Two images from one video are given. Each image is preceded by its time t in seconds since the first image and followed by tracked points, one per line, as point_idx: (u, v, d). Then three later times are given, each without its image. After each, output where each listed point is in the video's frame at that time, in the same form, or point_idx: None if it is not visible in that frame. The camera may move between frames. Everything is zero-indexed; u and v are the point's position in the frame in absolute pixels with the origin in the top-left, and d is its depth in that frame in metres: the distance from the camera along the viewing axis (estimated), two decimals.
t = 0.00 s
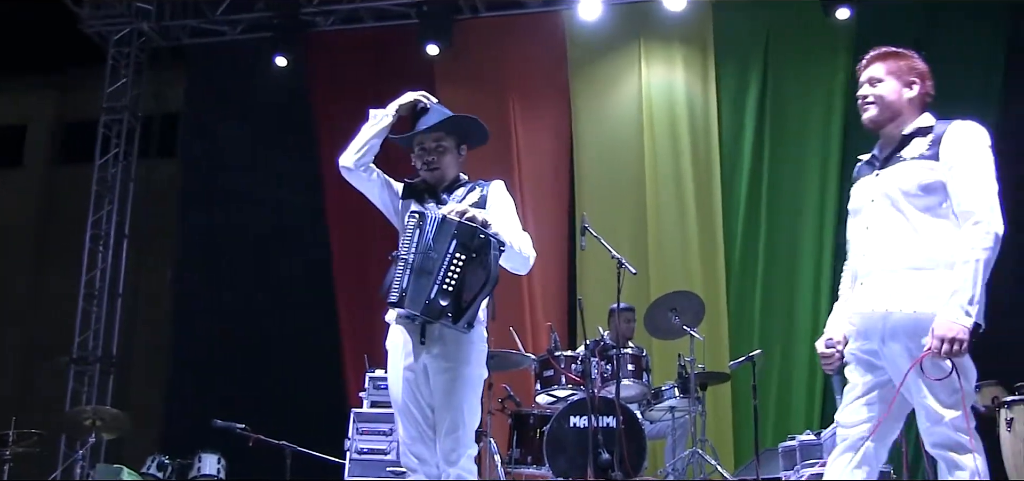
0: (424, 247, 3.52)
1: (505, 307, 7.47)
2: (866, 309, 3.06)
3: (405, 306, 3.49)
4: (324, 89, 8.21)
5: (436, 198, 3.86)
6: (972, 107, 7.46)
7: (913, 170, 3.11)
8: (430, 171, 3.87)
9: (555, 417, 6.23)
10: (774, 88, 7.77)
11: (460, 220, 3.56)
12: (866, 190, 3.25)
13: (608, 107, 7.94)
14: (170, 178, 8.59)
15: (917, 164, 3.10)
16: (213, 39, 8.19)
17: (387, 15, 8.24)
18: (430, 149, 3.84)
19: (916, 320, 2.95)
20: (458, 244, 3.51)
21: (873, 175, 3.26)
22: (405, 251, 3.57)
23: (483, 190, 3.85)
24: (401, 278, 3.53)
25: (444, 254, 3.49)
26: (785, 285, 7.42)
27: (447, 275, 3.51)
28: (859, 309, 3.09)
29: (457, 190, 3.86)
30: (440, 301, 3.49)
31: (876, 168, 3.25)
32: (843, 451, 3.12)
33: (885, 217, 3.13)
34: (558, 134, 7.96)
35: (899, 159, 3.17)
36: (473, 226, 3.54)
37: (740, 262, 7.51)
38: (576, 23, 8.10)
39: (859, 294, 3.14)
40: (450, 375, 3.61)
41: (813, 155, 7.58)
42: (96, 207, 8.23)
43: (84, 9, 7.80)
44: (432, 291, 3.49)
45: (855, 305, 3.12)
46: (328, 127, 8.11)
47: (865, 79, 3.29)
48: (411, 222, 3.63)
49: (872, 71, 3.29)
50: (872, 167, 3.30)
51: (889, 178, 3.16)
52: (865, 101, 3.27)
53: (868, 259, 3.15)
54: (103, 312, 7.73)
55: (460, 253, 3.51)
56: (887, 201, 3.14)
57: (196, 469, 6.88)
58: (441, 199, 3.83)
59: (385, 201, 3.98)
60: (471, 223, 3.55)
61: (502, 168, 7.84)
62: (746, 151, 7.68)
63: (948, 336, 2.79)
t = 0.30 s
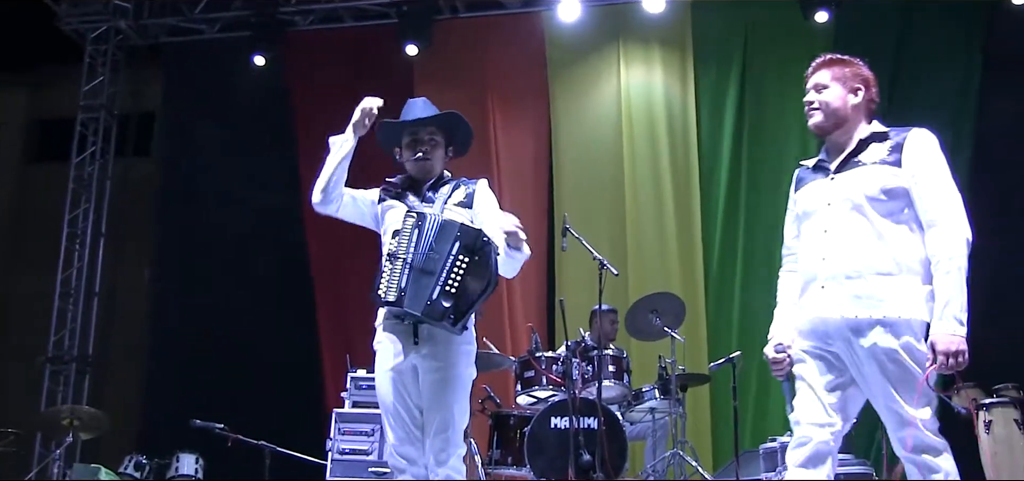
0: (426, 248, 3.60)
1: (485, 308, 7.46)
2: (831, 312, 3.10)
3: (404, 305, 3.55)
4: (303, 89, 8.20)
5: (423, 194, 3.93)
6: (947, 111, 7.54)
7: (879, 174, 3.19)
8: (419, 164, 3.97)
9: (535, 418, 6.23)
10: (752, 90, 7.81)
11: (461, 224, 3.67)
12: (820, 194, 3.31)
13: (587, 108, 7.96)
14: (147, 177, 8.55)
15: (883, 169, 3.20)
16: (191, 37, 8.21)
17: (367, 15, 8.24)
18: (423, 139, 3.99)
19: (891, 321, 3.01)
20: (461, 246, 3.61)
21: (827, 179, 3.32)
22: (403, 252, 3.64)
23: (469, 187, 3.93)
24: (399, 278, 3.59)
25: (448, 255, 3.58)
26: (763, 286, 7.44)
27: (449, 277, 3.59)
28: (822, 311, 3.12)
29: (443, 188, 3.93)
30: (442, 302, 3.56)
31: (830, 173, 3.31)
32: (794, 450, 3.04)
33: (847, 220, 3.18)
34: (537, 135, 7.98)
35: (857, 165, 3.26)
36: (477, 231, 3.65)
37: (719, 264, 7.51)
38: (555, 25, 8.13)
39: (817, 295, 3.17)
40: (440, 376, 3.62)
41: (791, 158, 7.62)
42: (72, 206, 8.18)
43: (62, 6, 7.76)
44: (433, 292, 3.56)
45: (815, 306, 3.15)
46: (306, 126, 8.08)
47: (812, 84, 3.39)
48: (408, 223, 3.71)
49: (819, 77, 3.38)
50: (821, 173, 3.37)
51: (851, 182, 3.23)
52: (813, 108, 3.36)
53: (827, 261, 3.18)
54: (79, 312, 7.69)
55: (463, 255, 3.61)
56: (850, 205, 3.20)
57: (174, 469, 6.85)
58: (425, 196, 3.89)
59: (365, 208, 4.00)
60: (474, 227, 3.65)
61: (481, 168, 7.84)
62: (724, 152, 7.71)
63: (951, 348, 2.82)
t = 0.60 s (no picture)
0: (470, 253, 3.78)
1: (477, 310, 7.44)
2: (810, 301, 3.21)
3: (452, 308, 3.68)
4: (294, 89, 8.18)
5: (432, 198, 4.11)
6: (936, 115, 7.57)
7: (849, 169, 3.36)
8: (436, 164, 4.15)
9: (531, 420, 6.23)
10: (744, 91, 7.81)
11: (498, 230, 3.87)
12: (787, 187, 3.43)
13: (579, 109, 7.97)
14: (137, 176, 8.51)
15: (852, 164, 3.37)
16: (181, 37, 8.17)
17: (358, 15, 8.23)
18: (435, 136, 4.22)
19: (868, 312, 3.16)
20: (505, 251, 3.82)
21: (794, 171, 3.44)
22: (443, 254, 3.78)
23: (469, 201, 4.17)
24: (444, 280, 3.72)
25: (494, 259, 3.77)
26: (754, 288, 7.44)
27: (493, 281, 3.77)
28: (800, 300, 3.23)
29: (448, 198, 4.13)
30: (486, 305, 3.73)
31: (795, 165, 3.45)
32: (780, 454, 3.19)
33: (823, 213, 3.31)
34: (528, 135, 7.99)
35: (823, 159, 3.42)
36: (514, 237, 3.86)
37: (713, 265, 7.49)
38: (548, 25, 8.13)
39: (794, 285, 3.27)
40: (461, 378, 3.83)
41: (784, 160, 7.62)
42: (62, 205, 8.14)
43: (52, 4, 7.72)
44: (480, 296, 3.72)
45: (792, 295, 3.25)
46: (298, 126, 8.08)
47: (781, 79, 3.51)
48: (445, 226, 3.85)
49: (787, 72, 3.52)
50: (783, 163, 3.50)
51: (823, 177, 3.37)
52: (786, 100, 3.47)
53: (803, 251, 3.29)
54: (68, 311, 7.65)
55: (505, 260, 3.81)
56: (823, 199, 3.33)
57: (166, 470, 6.81)
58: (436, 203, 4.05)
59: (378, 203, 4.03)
60: (514, 233, 3.86)
61: (473, 169, 7.83)
62: (716, 152, 7.70)
63: (929, 337, 3.02)
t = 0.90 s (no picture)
0: (508, 254, 3.87)
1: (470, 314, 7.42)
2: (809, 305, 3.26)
3: (499, 309, 3.78)
4: (282, 88, 8.15)
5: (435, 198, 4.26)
6: (927, 121, 7.57)
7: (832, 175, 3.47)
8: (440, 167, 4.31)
9: (522, 422, 6.20)
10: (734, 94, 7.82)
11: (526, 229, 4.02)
12: (773, 191, 3.48)
13: (569, 110, 7.97)
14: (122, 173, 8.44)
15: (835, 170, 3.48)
16: (170, 32, 8.14)
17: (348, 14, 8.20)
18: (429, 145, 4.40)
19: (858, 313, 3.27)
20: (536, 251, 3.97)
21: (780, 177, 3.50)
22: (483, 254, 3.83)
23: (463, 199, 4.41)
24: (488, 281, 3.78)
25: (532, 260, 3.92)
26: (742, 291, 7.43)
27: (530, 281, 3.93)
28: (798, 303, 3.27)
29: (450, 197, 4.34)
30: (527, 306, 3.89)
31: (779, 169, 3.51)
32: (777, 460, 3.27)
33: (817, 218, 3.37)
34: (519, 136, 7.98)
35: (805, 165, 3.51)
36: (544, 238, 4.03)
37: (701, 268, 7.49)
38: (540, 26, 8.14)
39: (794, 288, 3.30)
40: (471, 378, 3.88)
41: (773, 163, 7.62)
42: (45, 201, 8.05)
43: None
44: (523, 298, 3.87)
45: (790, 297, 3.29)
46: (286, 124, 8.07)
47: (759, 86, 3.63)
48: (480, 222, 3.89)
49: (766, 79, 3.64)
50: (768, 166, 3.55)
51: (810, 183, 3.45)
52: (767, 106, 3.58)
53: (801, 255, 3.33)
54: (51, 308, 7.57)
55: (537, 260, 3.97)
56: (817, 203, 3.39)
57: (151, 469, 6.75)
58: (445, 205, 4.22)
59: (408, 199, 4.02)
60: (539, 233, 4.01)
61: (462, 168, 7.81)
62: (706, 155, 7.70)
63: (901, 340, 3.14)
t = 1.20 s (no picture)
0: (505, 251, 3.84)
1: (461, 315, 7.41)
2: (804, 306, 3.23)
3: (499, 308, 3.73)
4: (270, 87, 8.13)
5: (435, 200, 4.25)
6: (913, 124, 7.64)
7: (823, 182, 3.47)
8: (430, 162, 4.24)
9: (513, 422, 6.19)
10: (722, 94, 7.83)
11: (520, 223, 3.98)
12: (765, 194, 3.45)
13: (557, 111, 7.97)
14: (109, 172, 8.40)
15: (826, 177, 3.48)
16: (156, 31, 8.11)
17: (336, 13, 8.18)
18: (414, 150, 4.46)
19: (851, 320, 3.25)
20: (533, 246, 3.94)
21: (774, 180, 3.47)
22: (480, 254, 3.78)
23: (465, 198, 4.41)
24: (487, 280, 3.74)
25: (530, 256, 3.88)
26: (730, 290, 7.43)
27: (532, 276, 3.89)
28: (791, 306, 3.23)
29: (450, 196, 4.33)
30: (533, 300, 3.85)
31: (772, 173, 3.49)
32: (772, 464, 3.20)
33: (810, 221, 3.36)
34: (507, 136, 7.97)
35: (797, 170, 3.50)
36: (539, 231, 4.00)
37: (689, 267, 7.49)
38: (528, 28, 8.16)
39: (788, 290, 3.25)
40: (471, 379, 3.86)
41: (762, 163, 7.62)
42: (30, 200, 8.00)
43: None
44: (528, 293, 3.83)
45: (784, 299, 3.25)
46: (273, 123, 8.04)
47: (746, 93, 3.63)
48: (476, 223, 3.84)
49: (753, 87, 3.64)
50: (760, 170, 3.53)
51: (803, 188, 3.43)
52: (755, 113, 3.57)
53: (796, 256, 3.30)
54: (37, 308, 7.53)
55: (535, 254, 3.93)
56: (810, 208, 3.39)
57: (138, 469, 6.71)
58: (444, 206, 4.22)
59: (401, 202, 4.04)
60: (536, 225, 3.97)
61: (449, 167, 7.80)
62: (693, 156, 7.70)
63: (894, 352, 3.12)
